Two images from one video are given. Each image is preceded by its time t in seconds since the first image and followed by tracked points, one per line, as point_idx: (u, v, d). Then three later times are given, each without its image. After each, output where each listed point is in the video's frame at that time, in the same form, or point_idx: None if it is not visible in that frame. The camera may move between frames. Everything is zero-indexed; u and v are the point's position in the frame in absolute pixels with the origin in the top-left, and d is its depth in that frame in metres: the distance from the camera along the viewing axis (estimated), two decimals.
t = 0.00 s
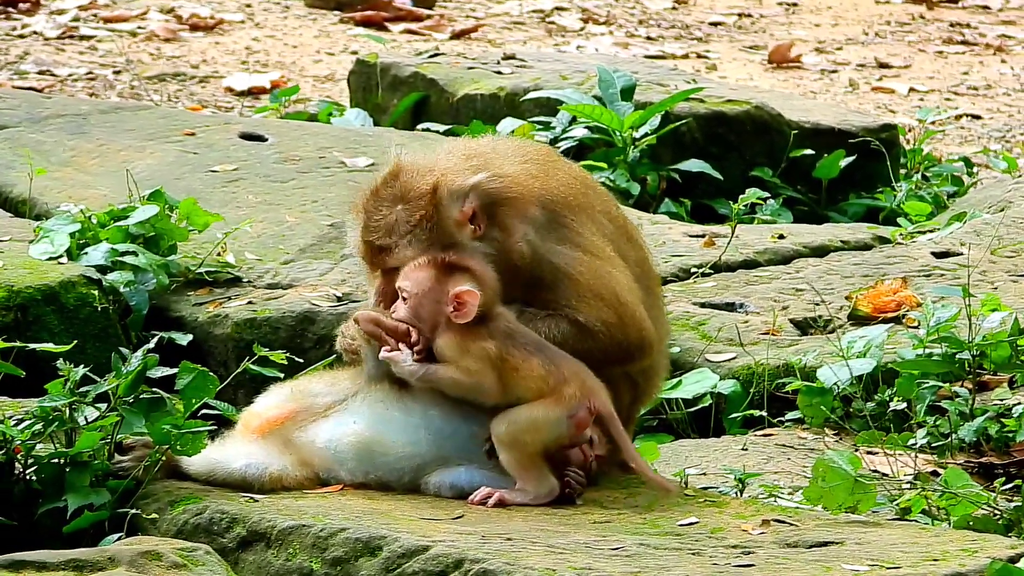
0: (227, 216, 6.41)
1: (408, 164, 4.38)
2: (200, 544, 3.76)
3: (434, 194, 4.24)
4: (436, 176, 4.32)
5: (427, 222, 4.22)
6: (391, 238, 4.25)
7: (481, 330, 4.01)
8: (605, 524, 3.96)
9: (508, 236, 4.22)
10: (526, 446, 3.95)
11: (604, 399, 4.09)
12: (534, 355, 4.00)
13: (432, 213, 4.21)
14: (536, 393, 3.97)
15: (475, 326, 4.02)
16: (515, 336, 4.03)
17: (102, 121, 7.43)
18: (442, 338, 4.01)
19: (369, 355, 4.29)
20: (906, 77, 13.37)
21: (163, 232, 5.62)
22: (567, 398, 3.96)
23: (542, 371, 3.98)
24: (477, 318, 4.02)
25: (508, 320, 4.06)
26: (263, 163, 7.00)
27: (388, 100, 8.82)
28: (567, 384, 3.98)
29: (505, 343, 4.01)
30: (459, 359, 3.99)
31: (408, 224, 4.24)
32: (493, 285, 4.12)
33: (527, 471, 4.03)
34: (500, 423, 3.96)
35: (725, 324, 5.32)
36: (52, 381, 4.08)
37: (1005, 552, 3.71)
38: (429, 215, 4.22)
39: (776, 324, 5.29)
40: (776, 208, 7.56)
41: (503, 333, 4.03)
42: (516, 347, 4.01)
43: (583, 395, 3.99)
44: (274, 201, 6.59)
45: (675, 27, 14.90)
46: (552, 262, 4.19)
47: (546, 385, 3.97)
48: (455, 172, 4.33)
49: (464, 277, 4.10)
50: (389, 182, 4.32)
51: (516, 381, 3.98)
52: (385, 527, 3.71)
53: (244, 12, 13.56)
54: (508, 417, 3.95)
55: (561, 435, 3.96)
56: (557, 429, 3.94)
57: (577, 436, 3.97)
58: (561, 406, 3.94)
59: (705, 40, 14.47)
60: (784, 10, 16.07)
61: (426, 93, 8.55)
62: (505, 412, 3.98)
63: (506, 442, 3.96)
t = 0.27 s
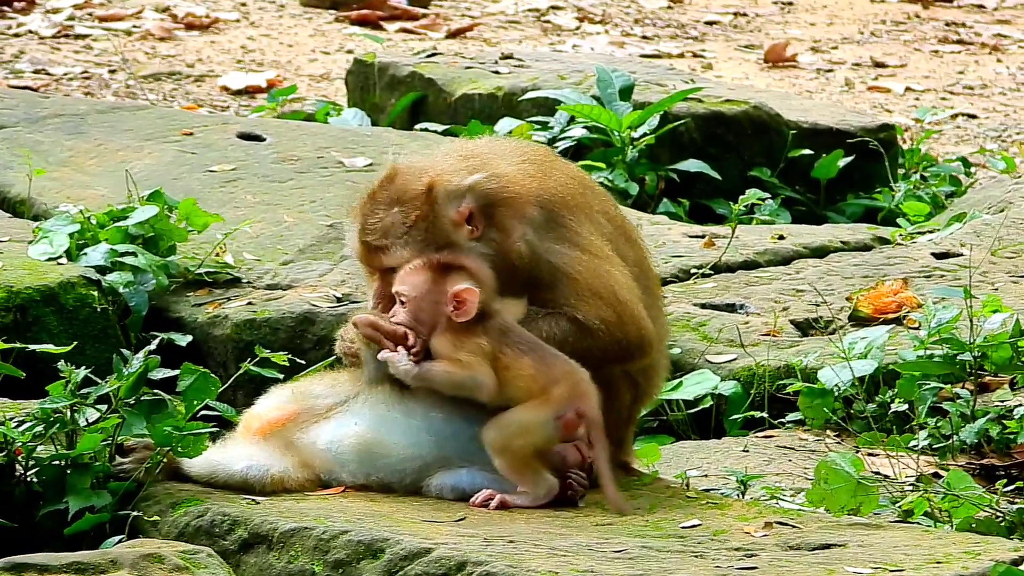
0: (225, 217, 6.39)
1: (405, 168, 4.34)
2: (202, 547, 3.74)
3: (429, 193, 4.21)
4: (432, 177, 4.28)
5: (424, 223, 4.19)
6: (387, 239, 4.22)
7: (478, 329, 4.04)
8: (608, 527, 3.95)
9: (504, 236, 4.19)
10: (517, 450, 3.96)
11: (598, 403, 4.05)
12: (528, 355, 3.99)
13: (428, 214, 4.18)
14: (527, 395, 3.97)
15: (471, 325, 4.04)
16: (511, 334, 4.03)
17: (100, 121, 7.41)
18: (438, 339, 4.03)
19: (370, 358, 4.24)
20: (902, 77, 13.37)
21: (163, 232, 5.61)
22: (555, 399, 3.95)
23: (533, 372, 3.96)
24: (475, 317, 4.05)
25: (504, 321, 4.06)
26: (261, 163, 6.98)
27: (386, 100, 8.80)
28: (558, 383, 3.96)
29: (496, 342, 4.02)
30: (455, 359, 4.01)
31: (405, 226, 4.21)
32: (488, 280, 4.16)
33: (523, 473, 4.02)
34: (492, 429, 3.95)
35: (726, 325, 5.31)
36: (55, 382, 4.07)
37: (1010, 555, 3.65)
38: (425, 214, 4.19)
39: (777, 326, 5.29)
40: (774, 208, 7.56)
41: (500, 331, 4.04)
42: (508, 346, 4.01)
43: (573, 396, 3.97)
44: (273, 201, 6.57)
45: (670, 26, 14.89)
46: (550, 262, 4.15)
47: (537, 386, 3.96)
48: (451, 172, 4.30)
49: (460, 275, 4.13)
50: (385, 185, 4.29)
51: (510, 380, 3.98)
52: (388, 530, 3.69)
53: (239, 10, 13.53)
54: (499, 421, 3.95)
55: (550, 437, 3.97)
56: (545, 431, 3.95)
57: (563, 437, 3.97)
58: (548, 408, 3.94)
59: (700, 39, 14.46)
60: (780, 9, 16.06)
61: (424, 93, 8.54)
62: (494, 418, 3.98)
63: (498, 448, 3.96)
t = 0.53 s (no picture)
0: (222, 217, 6.37)
1: (397, 167, 4.36)
2: (201, 549, 3.72)
3: (420, 188, 4.22)
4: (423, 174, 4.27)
5: (415, 218, 4.22)
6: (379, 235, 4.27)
7: (474, 314, 4.02)
8: (608, 530, 3.93)
9: (497, 232, 4.14)
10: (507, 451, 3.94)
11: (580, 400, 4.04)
12: (519, 347, 3.96)
13: (417, 208, 4.21)
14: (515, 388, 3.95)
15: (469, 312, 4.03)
16: (505, 323, 4.01)
17: (97, 122, 7.39)
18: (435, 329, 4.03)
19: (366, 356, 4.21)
20: (897, 77, 13.38)
21: (160, 233, 5.61)
22: (543, 396, 3.94)
23: (526, 364, 3.94)
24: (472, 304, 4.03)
25: (497, 309, 4.05)
26: (258, 164, 6.97)
27: (382, 101, 8.80)
28: (546, 380, 3.95)
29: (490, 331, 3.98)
30: (448, 341, 3.97)
31: (394, 222, 4.24)
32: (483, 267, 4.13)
33: (515, 475, 4.00)
34: (483, 433, 3.93)
35: (724, 327, 5.31)
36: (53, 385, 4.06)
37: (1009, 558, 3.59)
38: (414, 209, 4.21)
39: (775, 327, 5.28)
40: (771, 209, 7.55)
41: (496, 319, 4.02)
42: (501, 335, 3.97)
43: (559, 395, 3.96)
44: (269, 202, 6.56)
45: (665, 27, 14.88)
46: (549, 262, 4.11)
47: (528, 381, 3.93)
48: (443, 167, 4.28)
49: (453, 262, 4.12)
50: (378, 183, 4.34)
51: (504, 369, 3.94)
52: (386, 532, 3.67)
53: (233, 10, 13.49)
54: (490, 424, 3.92)
55: (535, 436, 3.94)
56: (530, 430, 3.93)
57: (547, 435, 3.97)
58: (535, 404, 3.93)
59: (695, 40, 14.46)
60: (774, 9, 16.06)
61: (420, 94, 8.53)
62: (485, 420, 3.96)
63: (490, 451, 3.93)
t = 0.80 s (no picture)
0: (210, 219, 6.35)
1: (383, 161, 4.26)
2: (194, 552, 3.70)
3: (403, 179, 4.11)
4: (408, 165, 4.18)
5: (398, 207, 4.08)
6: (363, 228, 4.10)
7: (459, 293, 4.01)
8: (601, 530, 3.93)
9: (484, 223, 4.08)
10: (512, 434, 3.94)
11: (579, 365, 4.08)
12: (511, 322, 3.96)
13: (401, 197, 4.07)
14: (512, 363, 3.97)
15: (452, 292, 4.02)
16: (492, 301, 3.98)
17: (84, 124, 7.37)
18: (418, 314, 4.02)
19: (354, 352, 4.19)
20: (883, 76, 13.40)
21: (149, 236, 5.60)
22: (539, 368, 3.96)
23: (521, 339, 3.95)
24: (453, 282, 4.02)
25: (484, 279, 4.03)
26: (246, 166, 6.95)
27: (369, 102, 8.78)
28: (541, 351, 3.97)
29: (478, 309, 3.97)
30: (431, 324, 3.95)
31: (378, 213, 4.09)
32: (463, 247, 4.05)
33: (514, 471, 4.01)
34: (492, 419, 3.92)
35: (714, 327, 5.31)
36: (44, 389, 4.04)
37: (1002, 557, 3.60)
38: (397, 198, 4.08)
39: (766, 327, 5.29)
40: (759, 208, 7.56)
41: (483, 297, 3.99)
42: (491, 313, 3.96)
43: (556, 364, 3.99)
44: (257, 204, 6.54)
45: (651, 26, 14.88)
46: (536, 257, 4.05)
47: (521, 354, 3.96)
48: (428, 159, 4.20)
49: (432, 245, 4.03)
50: (365, 178, 4.21)
51: (495, 349, 3.96)
52: (380, 534, 3.65)
53: (219, 11, 13.45)
54: (494, 408, 3.93)
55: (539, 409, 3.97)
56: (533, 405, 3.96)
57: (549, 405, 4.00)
58: (535, 378, 3.96)
59: (681, 39, 14.46)
60: (760, 8, 16.08)
61: (407, 94, 8.51)
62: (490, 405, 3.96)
63: (497, 439, 3.94)
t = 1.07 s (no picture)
0: (207, 220, 6.34)
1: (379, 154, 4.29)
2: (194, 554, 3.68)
3: (398, 171, 4.15)
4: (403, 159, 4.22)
5: (393, 199, 4.11)
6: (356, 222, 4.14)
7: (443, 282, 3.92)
8: (600, 532, 3.93)
9: (480, 218, 4.15)
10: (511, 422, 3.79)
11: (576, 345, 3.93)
12: (500, 306, 3.86)
13: (396, 190, 4.12)
14: (506, 348, 3.85)
15: (436, 281, 3.93)
16: (478, 287, 3.89)
17: (81, 125, 7.36)
18: (402, 298, 3.94)
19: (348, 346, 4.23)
20: (879, 74, 13.40)
21: (147, 237, 5.59)
22: (533, 349, 3.83)
23: (511, 324, 3.85)
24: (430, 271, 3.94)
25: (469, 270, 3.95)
26: (243, 167, 6.95)
27: (365, 103, 8.78)
28: (533, 334, 3.84)
29: (462, 295, 3.87)
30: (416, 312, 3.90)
31: (372, 206, 4.13)
32: (447, 238, 3.99)
33: (513, 464, 3.88)
34: (492, 405, 3.78)
35: (712, 327, 5.31)
36: (42, 391, 4.04)
37: (1003, 558, 3.60)
38: (391, 190, 4.13)
39: (764, 327, 5.29)
40: (756, 207, 7.56)
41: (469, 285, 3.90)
42: (478, 298, 3.86)
43: (551, 344, 3.84)
44: (254, 204, 6.53)
45: (646, 25, 14.88)
46: (532, 252, 4.12)
47: (514, 338, 3.84)
48: (423, 154, 4.26)
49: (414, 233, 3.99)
50: (362, 171, 4.25)
51: (485, 332, 3.86)
52: (379, 536, 3.65)
53: (214, 11, 13.43)
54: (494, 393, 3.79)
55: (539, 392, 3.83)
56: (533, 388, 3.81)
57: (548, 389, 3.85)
58: (530, 360, 3.81)
59: (676, 38, 14.45)
60: (755, 7, 16.08)
61: (404, 94, 8.51)
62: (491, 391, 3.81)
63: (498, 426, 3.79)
